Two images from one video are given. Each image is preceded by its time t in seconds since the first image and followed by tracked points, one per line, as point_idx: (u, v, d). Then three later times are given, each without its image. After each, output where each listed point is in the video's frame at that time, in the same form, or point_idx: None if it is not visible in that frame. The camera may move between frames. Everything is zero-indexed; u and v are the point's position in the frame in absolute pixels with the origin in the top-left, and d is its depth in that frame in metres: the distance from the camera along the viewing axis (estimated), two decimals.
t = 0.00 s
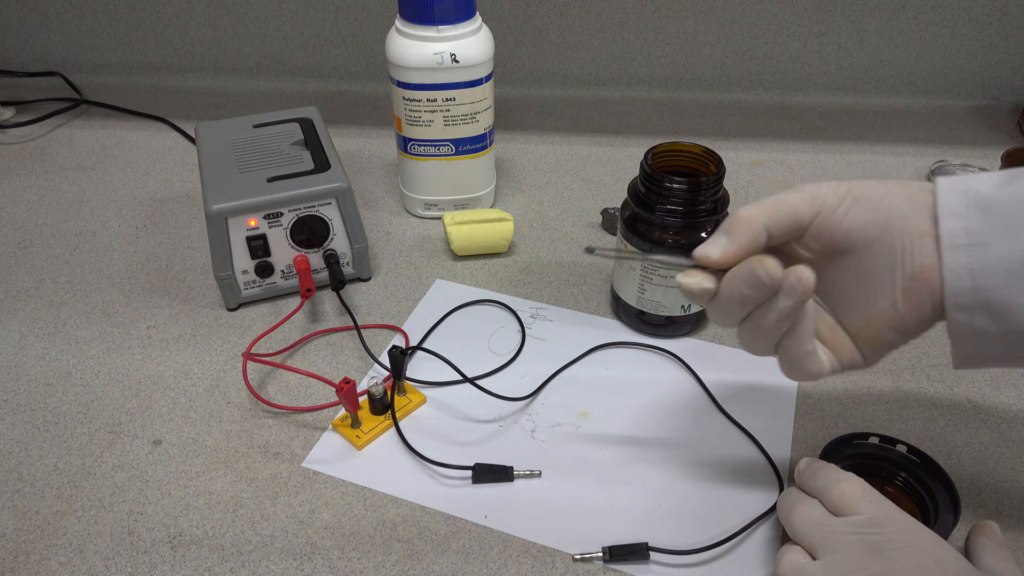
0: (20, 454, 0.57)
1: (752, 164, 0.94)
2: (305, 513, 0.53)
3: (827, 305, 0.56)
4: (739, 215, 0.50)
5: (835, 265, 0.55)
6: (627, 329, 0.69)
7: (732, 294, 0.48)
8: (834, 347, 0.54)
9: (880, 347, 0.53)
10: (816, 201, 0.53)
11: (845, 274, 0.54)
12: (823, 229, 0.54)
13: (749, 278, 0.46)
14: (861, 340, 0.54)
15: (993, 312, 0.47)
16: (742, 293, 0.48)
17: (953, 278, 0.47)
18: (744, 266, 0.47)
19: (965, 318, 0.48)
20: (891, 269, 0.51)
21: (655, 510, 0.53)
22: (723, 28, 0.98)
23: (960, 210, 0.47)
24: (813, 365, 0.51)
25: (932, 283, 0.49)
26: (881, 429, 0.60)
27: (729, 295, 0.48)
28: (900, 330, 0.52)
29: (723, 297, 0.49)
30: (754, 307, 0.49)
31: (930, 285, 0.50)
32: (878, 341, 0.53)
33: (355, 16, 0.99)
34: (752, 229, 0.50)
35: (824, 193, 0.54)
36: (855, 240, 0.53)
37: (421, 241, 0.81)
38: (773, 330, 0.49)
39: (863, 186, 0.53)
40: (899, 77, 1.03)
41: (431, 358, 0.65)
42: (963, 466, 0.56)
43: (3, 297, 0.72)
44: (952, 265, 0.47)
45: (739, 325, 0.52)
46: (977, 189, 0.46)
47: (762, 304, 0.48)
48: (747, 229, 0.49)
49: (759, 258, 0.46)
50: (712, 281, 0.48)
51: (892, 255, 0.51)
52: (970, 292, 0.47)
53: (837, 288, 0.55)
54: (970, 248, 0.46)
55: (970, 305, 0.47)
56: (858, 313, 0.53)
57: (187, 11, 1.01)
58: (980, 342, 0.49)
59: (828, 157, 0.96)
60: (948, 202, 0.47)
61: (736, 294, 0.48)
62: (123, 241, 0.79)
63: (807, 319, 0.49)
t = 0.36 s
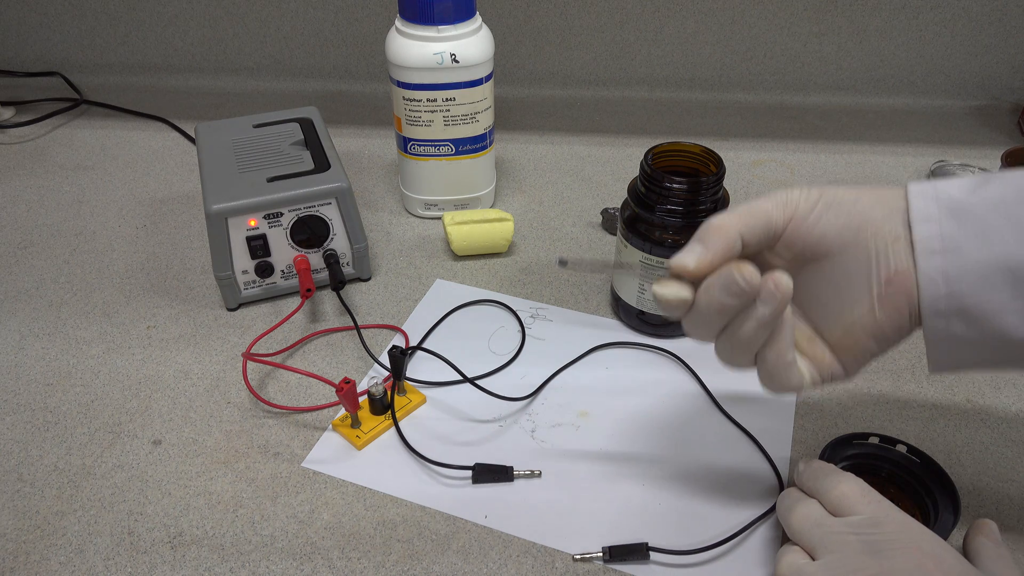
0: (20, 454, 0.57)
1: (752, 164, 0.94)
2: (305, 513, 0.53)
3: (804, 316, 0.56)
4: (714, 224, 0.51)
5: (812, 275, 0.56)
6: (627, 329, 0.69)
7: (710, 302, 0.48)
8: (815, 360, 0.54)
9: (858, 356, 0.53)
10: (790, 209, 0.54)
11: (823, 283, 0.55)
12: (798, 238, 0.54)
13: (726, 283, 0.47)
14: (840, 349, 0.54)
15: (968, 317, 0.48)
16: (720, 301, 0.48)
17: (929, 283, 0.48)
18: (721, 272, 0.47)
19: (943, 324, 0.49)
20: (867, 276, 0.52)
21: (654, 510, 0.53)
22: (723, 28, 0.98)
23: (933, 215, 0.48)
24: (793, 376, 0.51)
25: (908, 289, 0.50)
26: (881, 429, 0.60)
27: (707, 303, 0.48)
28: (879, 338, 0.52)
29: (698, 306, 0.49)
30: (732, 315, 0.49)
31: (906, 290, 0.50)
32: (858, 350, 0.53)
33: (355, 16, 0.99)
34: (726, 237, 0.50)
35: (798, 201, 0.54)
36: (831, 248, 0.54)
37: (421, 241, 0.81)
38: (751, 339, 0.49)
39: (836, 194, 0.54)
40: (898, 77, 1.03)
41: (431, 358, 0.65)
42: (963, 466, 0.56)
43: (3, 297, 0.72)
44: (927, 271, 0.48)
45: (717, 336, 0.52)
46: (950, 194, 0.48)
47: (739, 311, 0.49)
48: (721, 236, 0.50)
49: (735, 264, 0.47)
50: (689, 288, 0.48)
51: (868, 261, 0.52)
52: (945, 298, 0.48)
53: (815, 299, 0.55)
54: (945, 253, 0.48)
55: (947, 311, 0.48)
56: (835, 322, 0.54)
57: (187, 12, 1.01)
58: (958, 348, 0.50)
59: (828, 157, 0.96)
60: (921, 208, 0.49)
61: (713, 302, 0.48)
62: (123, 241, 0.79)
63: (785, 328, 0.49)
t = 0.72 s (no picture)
0: (20, 454, 0.57)
1: (752, 164, 0.94)
2: (305, 513, 0.53)
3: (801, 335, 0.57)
4: (706, 261, 0.52)
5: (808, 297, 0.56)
6: (627, 329, 0.69)
7: (705, 342, 0.50)
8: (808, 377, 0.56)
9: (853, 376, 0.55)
10: (781, 239, 0.54)
11: (817, 306, 0.55)
12: (792, 267, 0.54)
13: (721, 328, 0.48)
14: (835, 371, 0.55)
15: (965, 338, 0.47)
16: (716, 342, 0.49)
17: (927, 307, 0.47)
18: (716, 317, 0.48)
19: (942, 346, 0.48)
20: (862, 303, 0.52)
21: (654, 510, 0.53)
22: (723, 28, 0.98)
23: (929, 238, 0.47)
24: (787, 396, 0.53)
25: (902, 315, 0.50)
26: (881, 429, 0.60)
27: (704, 342, 0.50)
28: (873, 360, 0.53)
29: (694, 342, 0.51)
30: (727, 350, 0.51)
31: (901, 316, 0.50)
32: (851, 369, 0.54)
33: (355, 16, 0.99)
34: (720, 277, 0.51)
35: (790, 230, 0.54)
36: (824, 275, 0.53)
37: (421, 241, 0.81)
38: (746, 371, 0.51)
39: (830, 219, 0.53)
40: (898, 77, 1.03)
41: (431, 358, 0.65)
42: (963, 466, 0.56)
43: (3, 297, 0.72)
44: (926, 296, 0.47)
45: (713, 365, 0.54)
46: (945, 216, 0.47)
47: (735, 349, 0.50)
48: (714, 275, 0.52)
49: (731, 308, 0.48)
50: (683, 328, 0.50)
51: (862, 289, 0.51)
52: (943, 322, 0.47)
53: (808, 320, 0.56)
54: (941, 277, 0.47)
55: (944, 333, 0.48)
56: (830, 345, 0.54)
57: (187, 12, 1.01)
58: (956, 367, 0.49)
59: (827, 157, 0.96)
60: (917, 231, 0.48)
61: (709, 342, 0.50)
62: (123, 241, 0.79)
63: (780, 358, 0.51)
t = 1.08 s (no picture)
0: (20, 454, 0.57)
1: (752, 164, 0.94)
2: (305, 513, 0.53)
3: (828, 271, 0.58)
4: (735, 182, 0.54)
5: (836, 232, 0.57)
6: (627, 329, 0.69)
7: (731, 265, 0.51)
8: (829, 313, 0.57)
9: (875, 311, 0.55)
10: (814, 164, 0.55)
11: (846, 239, 0.56)
12: (824, 194, 0.55)
13: (749, 249, 0.49)
14: (857, 305, 0.56)
15: (991, 271, 0.48)
16: (741, 265, 0.50)
17: (956, 237, 0.48)
18: (744, 237, 0.49)
19: (966, 279, 0.49)
20: (891, 236, 0.52)
21: (655, 510, 0.53)
22: (723, 28, 0.98)
23: (964, 167, 0.47)
24: (808, 331, 0.54)
25: (931, 248, 0.51)
26: (881, 429, 0.60)
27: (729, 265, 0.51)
28: (897, 295, 0.54)
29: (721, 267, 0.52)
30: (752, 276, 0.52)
31: (929, 250, 0.51)
32: (874, 305, 0.55)
33: (355, 16, 0.99)
34: (748, 199, 0.53)
35: (825, 155, 0.55)
36: (857, 203, 0.54)
37: (421, 241, 0.81)
38: (769, 300, 0.52)
39: (863, 148, 0.54)
40: (899, 77, 1.03)
41: (430, 358, 0.65)
42: (964, 466, 0.56)
43: (3, 297, 0.72)
44: (955, 225, 0.47)
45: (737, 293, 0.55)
46: (982, 147, 0.47)
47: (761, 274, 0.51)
48: (743, 196, 0.53)
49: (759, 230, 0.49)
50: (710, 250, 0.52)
51: (892, 220, 0.52)
52: (971, 253, 0.48)
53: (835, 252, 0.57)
54: (973, 207, 0.47)
55: (970, 265, 0.48)
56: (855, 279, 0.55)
57: (188, 12, 1.01)
58: (977, 300, 0.50)
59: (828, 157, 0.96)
60: (953, 160, 0.48)
61: (735, 266, 0.51)
62: (123, 241, 0.79)
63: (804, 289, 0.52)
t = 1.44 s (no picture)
0: (20, 454, 0.57)
1: (752, 163, 0.94)
2: (305, 513, 0.53)
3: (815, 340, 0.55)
4: (725, 238, 0.52)
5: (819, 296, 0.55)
6: (627, 329, 0.69)
7: (720, 315, 0.47)
8: (824, 381, 0.52)
9: (869, 379, 0.52)
10: (799, 224, 0.54)
11: (832, 302, 0.54)
12: (807, 254, 0.54)
13: (737, 294, 0.46)
14: (851, 373, 0.52)
15: (984, 347, 0.47)
16: (731, 314, 0.47)
17: (945, 312, 0.47)
18: (733, 283, 0.46)
19: (960, 355, 0.48)
20: (879, 297, 0.51)
21: (654, 510, 0.53)
22: (723, 27, 0.98)
23: (948, 245, 0.48)
24: (802, 397, 0.49)
25: (921, 310, 0.49)
26: (881, 430, 0.60)
27: (719, 315, 0.47)
28: (891, 361, 0.51)
29: (709, 321, 0.48)
30: (742, 330, 0.48)
31: (918, 311, 0.49)
32: (868, 373, 0.51)
33: (355, 16, 0.99)
34: (736, 252, 0.51)
35: (806, 218, 0.55)
36: (840, 266, 0.53)
37: (421, 241, 0.81)
38: (761, 356, 0.48)
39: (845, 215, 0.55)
40: (899, 77, 1.03)
41: (430, 358, 0.65)
42: (964, 467, 0.56)
43: (3, 297, 0.72)
44: (945, 300, 0.47)
45: (726, 356, 0.51)
46: (964, 226, 0.48)
47: (751, 325, 0.47)
48: (730, 252, 0.51)
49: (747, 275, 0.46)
50: (698, 301, 0.49)
51: (878, 283, 0.51)
52: (962, 328, 0.47)
53: (822, 322, 0.54)
54: (961, 283, 0.47)
55: (963, 341, 0.47)
56: (845, 344, 0.52)
57: (187, 12, 1.01)
58: (969, 378, 0.49)
59: (827, 157, 0.96)
60: (936, 237, 0.49)
61: (725, 315, 0.47)
62: (123, 241, 0.79)
63: (796, 344, 0.48)
